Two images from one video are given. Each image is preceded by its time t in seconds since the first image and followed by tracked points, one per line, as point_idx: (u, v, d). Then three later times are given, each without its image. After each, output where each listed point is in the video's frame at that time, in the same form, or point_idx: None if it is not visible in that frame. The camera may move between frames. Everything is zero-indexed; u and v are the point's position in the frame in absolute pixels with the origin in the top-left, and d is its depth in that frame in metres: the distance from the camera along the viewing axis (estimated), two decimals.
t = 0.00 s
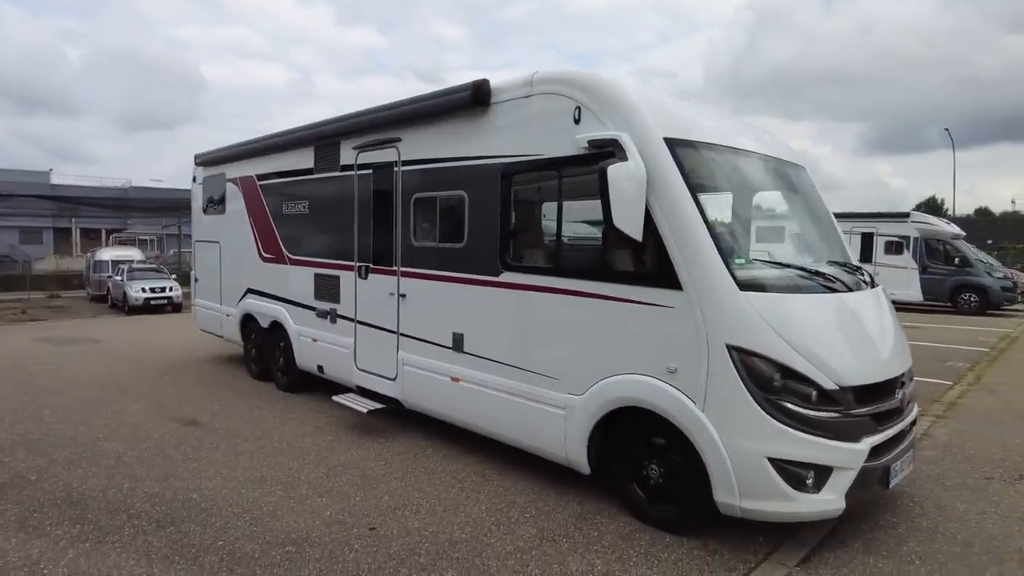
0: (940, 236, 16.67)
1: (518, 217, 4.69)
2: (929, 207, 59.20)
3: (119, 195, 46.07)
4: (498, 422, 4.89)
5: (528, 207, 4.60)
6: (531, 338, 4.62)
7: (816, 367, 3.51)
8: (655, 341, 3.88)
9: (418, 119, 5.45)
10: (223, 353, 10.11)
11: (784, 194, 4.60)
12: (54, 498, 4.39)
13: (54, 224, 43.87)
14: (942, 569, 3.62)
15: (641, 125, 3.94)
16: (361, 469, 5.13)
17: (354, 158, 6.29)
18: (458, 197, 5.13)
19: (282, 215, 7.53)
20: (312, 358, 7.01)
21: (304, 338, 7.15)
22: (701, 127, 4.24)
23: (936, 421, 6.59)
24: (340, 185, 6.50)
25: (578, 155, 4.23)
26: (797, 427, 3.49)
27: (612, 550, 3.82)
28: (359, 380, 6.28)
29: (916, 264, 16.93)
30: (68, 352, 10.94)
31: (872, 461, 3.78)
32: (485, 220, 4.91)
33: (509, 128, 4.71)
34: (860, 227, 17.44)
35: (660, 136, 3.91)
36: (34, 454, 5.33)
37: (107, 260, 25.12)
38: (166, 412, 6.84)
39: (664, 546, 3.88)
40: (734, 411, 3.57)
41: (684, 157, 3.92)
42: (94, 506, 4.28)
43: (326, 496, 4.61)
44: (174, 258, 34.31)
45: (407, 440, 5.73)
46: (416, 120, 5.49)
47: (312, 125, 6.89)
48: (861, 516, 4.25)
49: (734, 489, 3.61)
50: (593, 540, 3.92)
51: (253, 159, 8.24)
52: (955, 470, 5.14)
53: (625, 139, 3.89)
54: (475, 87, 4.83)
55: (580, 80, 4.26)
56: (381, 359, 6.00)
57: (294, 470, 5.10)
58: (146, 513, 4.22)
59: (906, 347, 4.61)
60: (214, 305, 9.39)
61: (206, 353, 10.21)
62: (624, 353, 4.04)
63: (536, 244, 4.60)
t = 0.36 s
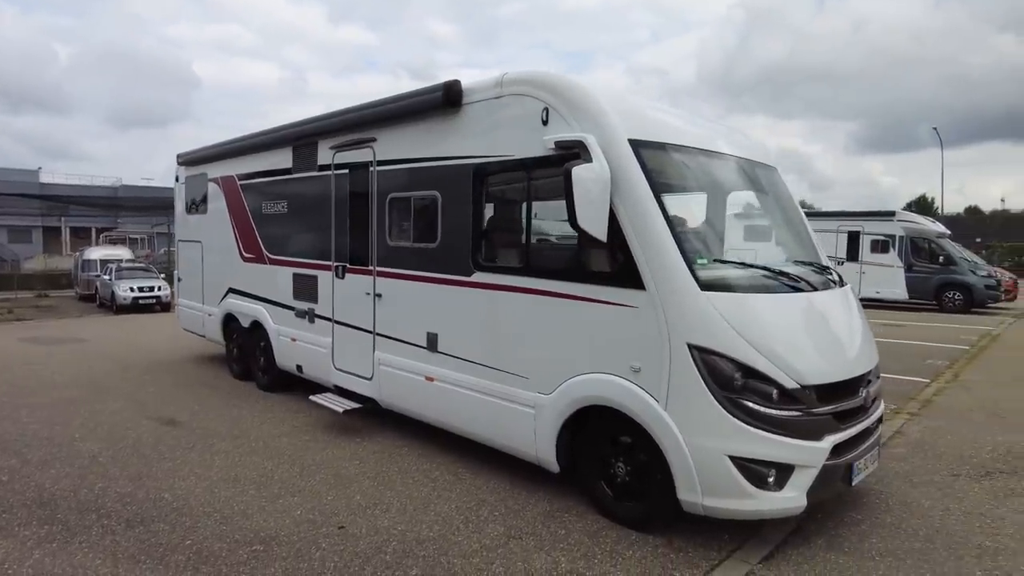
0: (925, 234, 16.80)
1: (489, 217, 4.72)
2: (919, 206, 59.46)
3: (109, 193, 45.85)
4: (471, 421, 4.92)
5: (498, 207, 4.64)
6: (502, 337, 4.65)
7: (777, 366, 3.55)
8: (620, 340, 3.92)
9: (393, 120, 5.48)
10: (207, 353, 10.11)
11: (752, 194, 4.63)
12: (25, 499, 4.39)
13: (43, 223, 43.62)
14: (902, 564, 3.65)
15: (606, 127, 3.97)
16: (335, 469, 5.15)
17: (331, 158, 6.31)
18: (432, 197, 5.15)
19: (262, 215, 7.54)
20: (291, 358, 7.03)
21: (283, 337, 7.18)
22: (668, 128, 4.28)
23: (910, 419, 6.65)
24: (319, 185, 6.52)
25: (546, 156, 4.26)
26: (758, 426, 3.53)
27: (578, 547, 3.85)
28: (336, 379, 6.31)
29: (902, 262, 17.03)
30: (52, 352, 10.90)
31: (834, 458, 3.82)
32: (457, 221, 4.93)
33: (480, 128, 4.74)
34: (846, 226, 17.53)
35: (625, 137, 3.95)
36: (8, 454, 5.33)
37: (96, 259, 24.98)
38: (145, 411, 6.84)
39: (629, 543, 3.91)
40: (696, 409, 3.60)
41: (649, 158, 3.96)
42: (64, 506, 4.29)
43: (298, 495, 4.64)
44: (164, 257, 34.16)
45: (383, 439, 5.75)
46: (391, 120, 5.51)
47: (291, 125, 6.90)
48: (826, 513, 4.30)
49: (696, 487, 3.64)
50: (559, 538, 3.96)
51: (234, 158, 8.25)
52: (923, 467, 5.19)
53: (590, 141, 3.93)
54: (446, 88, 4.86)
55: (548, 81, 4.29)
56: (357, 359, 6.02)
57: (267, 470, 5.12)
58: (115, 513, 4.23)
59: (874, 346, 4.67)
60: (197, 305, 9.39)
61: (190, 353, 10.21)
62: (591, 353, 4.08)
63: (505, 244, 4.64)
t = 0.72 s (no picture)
0: (915, 232, 16.82)
1: (461, 215, 4.69)
2: (912, 205, 59.61)
3: (100, 191, 45.59)
4: (444, 419, 4.89)
5: (470, 205, 4.60)
6: (474, 335, 4.62)
7: (744, 365, 3.52)
8: (589, 338, 3.90)
9: (368, 116, 5.43)
10: (190, 351, 10.05)
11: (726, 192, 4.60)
12: None
13: (34, 220, 43.34)
14: (868, 564, 3.63)
15: (575, 123, 3.93)
16: (308, 468, 5.12)
17: (308, 155, 6.27)
18: (405, 194, 5.11)
19: (242, 212, 7.49)
20: (270, 356, 7.04)
21: (262, 335, 7.19)
22: (641, 124, 4.23)
23: (889, 417, 6.65)
24: (296, 182, 6.48)
25: (515, 153, 4.23)
26: (724, 424, 3.51)
27: (546, 547, 3.82)
28: (314, 378, 6.28)
29: (890, 260, 17.07)
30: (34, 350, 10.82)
31: (803, 457, 3.78)
32: (430, 218, 4.90)
33: (453, 125, 4.70)
34: (835, 223, 17.54)
35: (594, 134, 3.91)
36: None
37: (85, 257, 24.82)
38: (122, 410, 6.79)
39: (597, 542, 3.88)
40: (663, 408, 3.57)
41: (618, 156, 3.93)
42: (29, 506, 4.25)
43: (269, 494, 4.61)
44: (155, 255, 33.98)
45: (358, 438, 5.71)
46: (366, 116, 5.47)
47: (269, 121, 6.85)
48: (797, 512, 4.28)
49: (663, 486, 3.61)
50: (528, 538, 3.93)
51: (214, 155, 8.19)
52: (898, 465, 5.19)
53: (558, 137, 3.90)
54: (419, 84, 4.81)
55: (518, 77, 4.25)
56: (334, 357, 5.98)
57: (239, 469, 5.09)
58: (81, 513, 4.19)
59: (848, 344, 4.65)
60: (179, 303, 9.33)
61: (174, 351, 10.15)
62: (560, 351, 4.05)
63: (477, 242, 4.61)
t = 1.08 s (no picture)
0: (905, 229, 16.87)
1: (430, 208, 4.61)
2: (907, 203, 59.64)
3: (92, 188, 45.36)
4: (415, 416, 4.82)
5: (439, 198, 4.53)
6: (444, 331, 4.54)
7: (710, 360, 3.46)
8: (555, 334, 3.83)
9: (340, 108, 5.36)
10: (172, 348, 9.95)
11: (696, 186, 4.54)
12: None
13: (25, 217, 43.12)
14: (837, 561, 3.56)
15: (540, 113, 3.85)
16: (278, 466, 5.04)
17: (282, 149, 6.19)
18: (376, 188, 5.04)
19: (219, 207, 7.41)
20: (247, 353, 6.98)
21: (238, 332, 7.13)
22: (610, 116, 4.16)
23: (870, 414, 6.59)
24: (271, 176, 6.40)
25: (483, 144, 4.16)
26: (690, 421, 3.45)
27: (511, 546, 3.76)
28: (289, 374, 6.21)
29: (880, 257, 17.04)
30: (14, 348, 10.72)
31: (773, 454, 3.71)
32: (401, 212, 4.82)
33: (422, 117, 4.62)
34: (826, 220, 17.49)
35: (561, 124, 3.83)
36: None
37: (74, 254, 24.67)
38: (95, 408, 6.70)
39: (564, 541, 3.81)
40: (628, 404, 3.51)
41: (586, 148, 3.85)
42: None
43: (235, 493, 4.55)
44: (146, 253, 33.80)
45: (331, 436, 5.64)
46: (338, 109, 5.39)
47: (245, 114, 6.77)
48: (770, 509, 4.21)
49: (629, 484, 3.55)
50: (493, 536, 3.86)
51: (192, 149, 8.10)
52: (876, 462, 5.13)
53: (523, 128, 3.82)
54: (388, 75, 4.74)
55: (486, 67, 4.18)
56: (308, 354, 5.91)
57: (208, 467, 5.02)
58: (39, 513, 4.11)
59: (823, 339, 4.59)
60: (159, 299, 9.24)
61: (155, 348, 10.06)
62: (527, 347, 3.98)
63: (447, 236, 4.53)
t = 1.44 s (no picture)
0: (900, 228, 16.84)
1: (404, 208, 4.58)
2: (907, 203, 59.52)
3: (91, 188, 45.41)
4: (390, 417, 4.79)
5: (412, 198, 4.50)
6: (417, 332, 4.51)
7: (677, 362, 3.44)
8: (523, 335, 3.80)
9: (318, 108, 5.34)
10: (160, 348, 9.94)
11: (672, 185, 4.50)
12: None
13: (25, 217, 43.17)
14: (807, 565, 3.52)
15: (509, 113, 3.82)
16: (254, 468, 5.02)
17: (263, 149, 6.18)
18: (352, 187, 5.01)
19: (203, 207, 7.40)
20: (230, 353, 6.97)
21: (222, 332, 7.12)
22: (583, 115, 4.12)
23: (855, 414, 6.56)
24: (253, 176, 6.39)
25: (454, 144, 4.12)
26: (657, 423, 3.42)
27: (479, 548, 3.74)
28: (269, 375, 6.19)
29: (876, 256, 16.99)
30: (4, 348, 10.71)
31: (743, 457, 3.66)
32: (376, 212, 4.80)
33: (396, 116, 4.59)
34: (821, 220, 17.45)
35: (530, 123, 3.80)
36: None
37: (71, 254, 24.68)
38: (77, 408, 6.68)
39: (533, 544, 3.78)
40: (595, 406, 3.48)
41: (555, 147, 3.81)
42: None
43: (207, 494, 4.53)
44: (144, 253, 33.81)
45: (310, 437, 5.61)
46: (316, 109, 5.37)
47: (227, 114, 6.76)
48: (744, 512, 4.17)
49: (596, 487, 3.52)
50: (462, 539, 3.83)
51: (178, 149, 8.09)
52: (855, 464, 5.09)
53: (492, 128, 3.79)
54: (362, 75, 4.72)
55: (457, 67, 4.15)
56: (288, 355, 5.89)
57: (183, 468, 5.00)
58: (9, 514, 4.09)
59: (801, 340, 4.56)
60: (147, 299, 9.22)
61: (144, 348, 10.05)
62: (497, 348, 3.95)
63: (420, 236, 4.50)
